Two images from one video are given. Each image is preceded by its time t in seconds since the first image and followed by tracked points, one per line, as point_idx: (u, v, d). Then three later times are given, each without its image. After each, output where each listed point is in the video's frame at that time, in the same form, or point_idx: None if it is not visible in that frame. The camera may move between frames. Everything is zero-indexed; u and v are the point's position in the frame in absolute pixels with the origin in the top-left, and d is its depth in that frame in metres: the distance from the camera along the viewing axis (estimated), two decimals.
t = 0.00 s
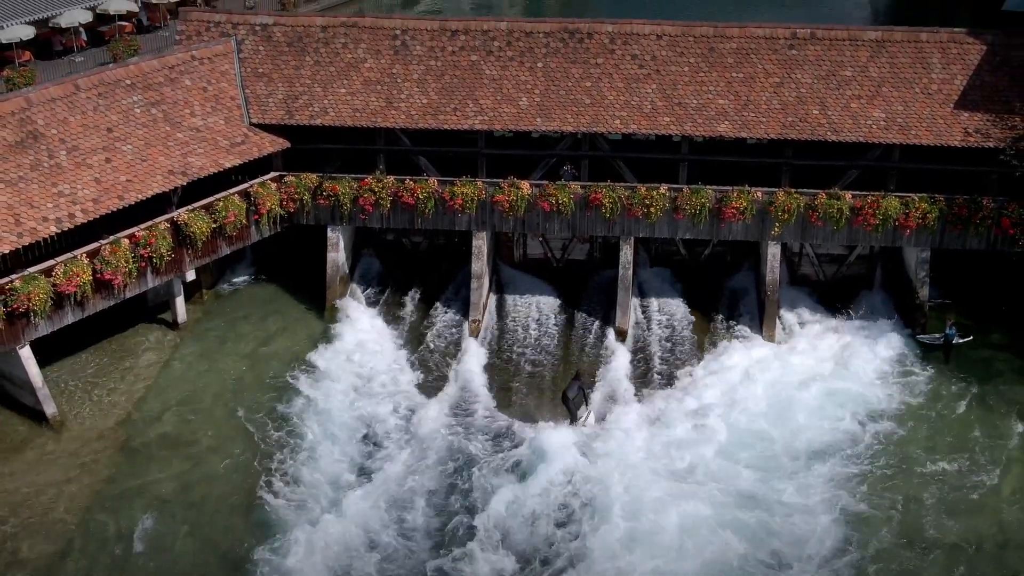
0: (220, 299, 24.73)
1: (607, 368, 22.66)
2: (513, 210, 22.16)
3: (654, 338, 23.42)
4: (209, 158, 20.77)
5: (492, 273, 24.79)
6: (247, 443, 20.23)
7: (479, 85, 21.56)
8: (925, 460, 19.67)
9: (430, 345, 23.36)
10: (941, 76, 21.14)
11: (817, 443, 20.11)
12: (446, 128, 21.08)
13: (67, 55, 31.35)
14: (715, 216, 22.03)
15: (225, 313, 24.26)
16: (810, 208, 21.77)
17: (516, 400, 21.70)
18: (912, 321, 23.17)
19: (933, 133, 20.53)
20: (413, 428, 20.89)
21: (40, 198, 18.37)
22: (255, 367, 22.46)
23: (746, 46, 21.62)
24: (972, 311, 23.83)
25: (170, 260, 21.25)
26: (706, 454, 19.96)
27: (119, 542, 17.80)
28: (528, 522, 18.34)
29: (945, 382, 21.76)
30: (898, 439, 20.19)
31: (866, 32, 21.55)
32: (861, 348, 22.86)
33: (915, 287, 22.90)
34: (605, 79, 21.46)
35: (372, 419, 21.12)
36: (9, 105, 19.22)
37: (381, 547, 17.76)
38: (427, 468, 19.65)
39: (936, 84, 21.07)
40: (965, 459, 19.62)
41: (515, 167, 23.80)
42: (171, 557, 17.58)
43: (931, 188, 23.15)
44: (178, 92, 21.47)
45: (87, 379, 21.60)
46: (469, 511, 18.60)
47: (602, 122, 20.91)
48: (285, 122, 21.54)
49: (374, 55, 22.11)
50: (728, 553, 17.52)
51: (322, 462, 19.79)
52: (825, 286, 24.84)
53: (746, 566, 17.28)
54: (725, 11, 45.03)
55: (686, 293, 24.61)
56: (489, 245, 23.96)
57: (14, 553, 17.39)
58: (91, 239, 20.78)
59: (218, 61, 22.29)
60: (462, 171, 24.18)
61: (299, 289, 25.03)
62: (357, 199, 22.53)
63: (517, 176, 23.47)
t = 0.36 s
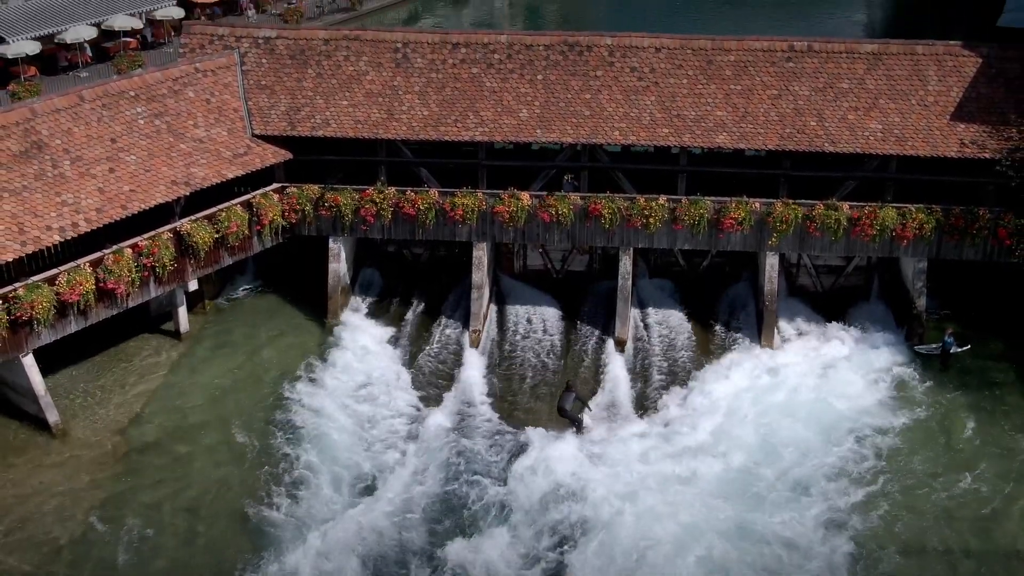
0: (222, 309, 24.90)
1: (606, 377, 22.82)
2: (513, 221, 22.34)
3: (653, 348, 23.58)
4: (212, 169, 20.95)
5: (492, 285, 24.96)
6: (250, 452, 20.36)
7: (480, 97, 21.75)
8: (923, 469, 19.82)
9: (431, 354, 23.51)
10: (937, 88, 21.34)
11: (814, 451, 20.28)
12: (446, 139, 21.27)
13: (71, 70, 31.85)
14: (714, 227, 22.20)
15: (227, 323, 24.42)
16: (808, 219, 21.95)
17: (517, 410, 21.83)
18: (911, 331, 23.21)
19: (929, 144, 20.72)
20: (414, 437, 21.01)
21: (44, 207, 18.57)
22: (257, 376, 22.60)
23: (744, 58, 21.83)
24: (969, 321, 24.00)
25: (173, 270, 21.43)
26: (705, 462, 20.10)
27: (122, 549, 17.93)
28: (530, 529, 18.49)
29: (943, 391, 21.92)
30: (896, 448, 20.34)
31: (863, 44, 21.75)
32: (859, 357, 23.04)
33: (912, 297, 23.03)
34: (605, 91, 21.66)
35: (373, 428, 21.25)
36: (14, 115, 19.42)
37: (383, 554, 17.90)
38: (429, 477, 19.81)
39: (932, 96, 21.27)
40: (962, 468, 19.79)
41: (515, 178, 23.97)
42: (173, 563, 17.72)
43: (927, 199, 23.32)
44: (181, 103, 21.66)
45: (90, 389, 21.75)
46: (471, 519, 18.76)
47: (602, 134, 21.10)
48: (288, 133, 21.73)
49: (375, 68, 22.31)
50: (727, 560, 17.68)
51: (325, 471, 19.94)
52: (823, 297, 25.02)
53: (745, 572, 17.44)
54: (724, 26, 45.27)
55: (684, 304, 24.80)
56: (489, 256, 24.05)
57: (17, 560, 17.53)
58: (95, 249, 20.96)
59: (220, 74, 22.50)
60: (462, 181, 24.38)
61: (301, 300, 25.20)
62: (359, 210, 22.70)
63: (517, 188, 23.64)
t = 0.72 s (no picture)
0: (224, 318, 25.08)
1: (605, 386, 22.99)
2: (513, 231, 22.53)
3: (652, 357, 23.74)
4: (215, 179, 21.16)
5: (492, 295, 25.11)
6: (252, 460, 20.54)
7: (480, 109, 21.96)
8: (920, 476, 19.99)
9: (432, 364, 23.69)
10: (934, 100, 21.55)
11: (810, 459, 20.46)
12: (447, 151, 21.48)
13: (78, 86, 31.96)
14: (712, 237, 22.39)
15: (229, 333, 24.59)
16: (805, 229, 22.14)
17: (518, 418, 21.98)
18: (908, 341, 23.39)
19: (926, 155, 20.93)
20: (415, 445, 21.18)
21: (47, 216, 18.87)
22: (259, 385, 22.77)
23: (742, 71, 22.04)
24: (967, 330, 24.17)
25: (176, 279, 21.61)
26: (704, 470, 20.28)
27: (124, 555, 18.13)
28: (531, 536, 18.68)
29: (941, 399, 22.09)
30: (893, 456, 20.51)
31: (860, 57, 21.97)
32: (857, 367, 23.21)
33: (909, 308, 23.19)
34: (604, 103, 21.87)
35: (374, 436, 21.41)
36: (19, 126, 19.68)
37: (383, 562, 18.09)
38: (432, 482, 20.05)
39: (928, 108, 21.49)
40: (957, 476, 19.98)
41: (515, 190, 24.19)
42: (175, 570, 17.91)
43: (924, 210, 23.50)
44: (185, 115, 21.87)
45: (93, 398, 21.94)
46: (473, 526, 18.96)
47: (601, 145, 21.30)
48: (290, 145, 21.94)
49: (377, 80, 22.52)
50: (723, 567, 17.88)
51: (328, 478, 20.13)
52: (821, 308, 25.09)
53: None
54: (723, 38, 45.43)
55: (683, 314, 24.95)
56: (489, 266, 24.20)
57: (21, 565, 17.73)
58: (99, 258, 21.16)
59: (223, 86, 22.69)
60: (463, 192, 24.57)
61: (302, 310, 25.37)
62: (360, 221, 22.89)
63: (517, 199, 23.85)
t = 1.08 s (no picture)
0: (227, 328, 25.28)
1: (605, 394, 23.17)
2: (513, 241, 22.73)
3: (650, 367, 23.96)
4: (218, 190, 21.38)
5: (493, 306, 25.29)
6: (255, 466, 20.77)
7: (481, 120, 22.18)
8: (915, 484, 20.21)
9: (433, 374, 23.86)
10: (929, 112, 21.77)
11: (807, 467, 20.67)
12: (448, 162, 21.69)
13: (82, 101, 32.03)
14: (711, 247, 22.59)
15: (231, 342, 24.78)
16: (803, 239, 22.36)
17: (518, 425, 22.20)
18: (905, 349, 23.61)
19: (922, 166, 21.15)
20: (416, 453, 21.37)
21: (51, 225, 19.22)
22: (261, 394, 22.95)
23: (740, 83, 22.25)
24: (963, 339, 24.35)
25: (179, 289, 21.80)
26: (702, 477, 20.50)
27: (127, 561, 18.39)
28: (529, 545, 18.93)
29: (938, 408, 22.28)
30: (889, 463, 20.73)
31: (857, 69, 22.18)
32: (855, 375, 23.41)
33: (906, 317, 23.39)
34: (603, 115, 22.09)
35: (375, 445, 21.60)
36: (24, 136, 19.99)
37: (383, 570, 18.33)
38: (432, 489, 20.28)
39: (924, 119, 21.71)
40: (952, 484, 20.19)
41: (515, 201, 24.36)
42: None
43: (920, 220, 23.69)
44: (189, 126, 22.08)
45: (96, 405, 22.13)
46: (472, 534, 19.20)
47: (601, 156, 21.52)
48: (293, 156, 22.13)
49: (379, 92, 22.74)
50: None
51: (330, 485, 20.35)
52: (820, 319, 25.28)
53: None
54: (722, 52, 45.60)
55: (682, 324, 25.13)
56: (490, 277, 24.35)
57: (26, 570, 17.98)
58: (102, 267, 21.37)
59: (227, 98, 22.87)
60: (463, 203, 24.76)
61: (303, 320, 25.53)
62: (362, 231, 23.08)
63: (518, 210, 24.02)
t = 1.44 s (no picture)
0: (229, 337, 25.47)
1: (604, 402, 23.36)
2: (513, 251, 22.92)
3: (649, 376, 24.15)
4: (221, 199, 21.59)
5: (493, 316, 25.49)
6: (257, 474, 20.94)
7: (482, 131, 22.40)
8: (910, 491, 20.39)
9: (433, 382, 24.05)
10: (925, 123, 22.01)
11: (804, 474, 20.86)
12: (449, 172, 21.89)
13: (86, 115, 32.29)
14: (709, 257, 22.79)
15: (234, 350, 24.98)
16: (801, 249, 22.54)
17: (517, 432, 22.38)
18: (901, 359, 23.76)
19: (918, 176, 21.36)
20: (416, 459, 21.55)
21: (55, 233, 19.45)
22: (263, 402, 23.14)
23: (738, 94, 22.48)
24: (959, 349, 24.55)
25: (182, 297, 22.00)
26: (700, 484, 20.68)
27: (129, 566, 18.58)
28: (527, 550, 19.10)
29: (936, 417, 22.46)
30: (886, 471, 20.93)
31: (853, 81, 22.42)
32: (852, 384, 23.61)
33: (903, 326, 23.58)
34: (602, 126, 22.31)
35: (376, 451, 21.78)
36: (29, 145, 20.25)
37: None
38: (431, 495, 20.45)
39: (920, 130, 21.94)
40: (947, 491, 20.37)
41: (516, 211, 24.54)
42: None
43: (917, 230, 23.88)
44: (192, 136, 22.30)
45: (99, 413, 22.33)
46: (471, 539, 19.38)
47: (600, 167, 21.73)
48: (295, 166, 22.32)
49: (380, 104, 22.96)
50: None
51: (331, 491, 20.53)
52: (817, 328, 25.46)
53: None
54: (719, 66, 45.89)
55: (681, 334, 25.33)
56: (490, 287, 24.53)
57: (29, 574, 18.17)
58: (106, 275, 21.60)
59: (230, 110, 23.08)
60: (464, 213, 24.96)
61: (305, 329, 25.72)
62: (363, 241, 23.28)
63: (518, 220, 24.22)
